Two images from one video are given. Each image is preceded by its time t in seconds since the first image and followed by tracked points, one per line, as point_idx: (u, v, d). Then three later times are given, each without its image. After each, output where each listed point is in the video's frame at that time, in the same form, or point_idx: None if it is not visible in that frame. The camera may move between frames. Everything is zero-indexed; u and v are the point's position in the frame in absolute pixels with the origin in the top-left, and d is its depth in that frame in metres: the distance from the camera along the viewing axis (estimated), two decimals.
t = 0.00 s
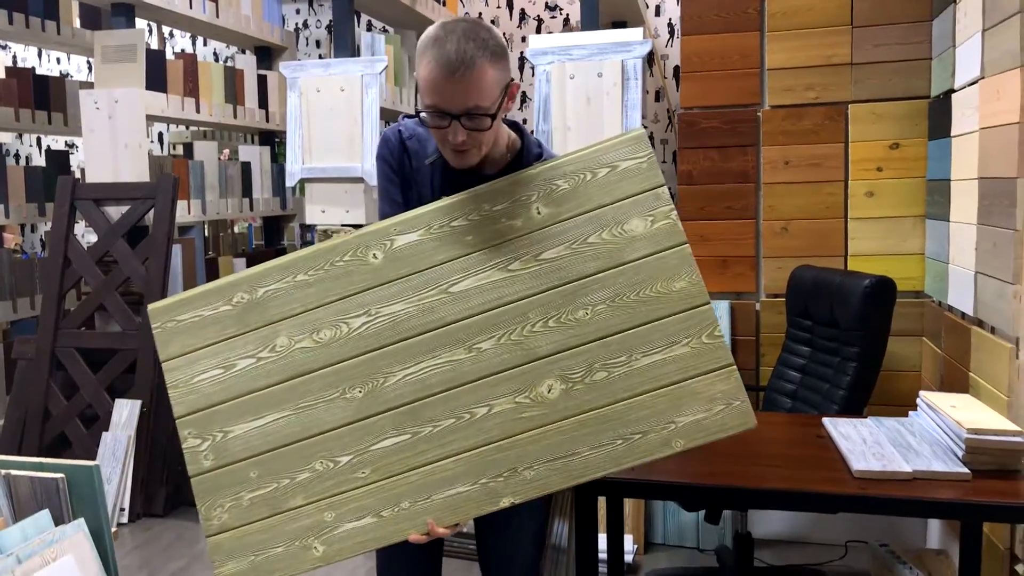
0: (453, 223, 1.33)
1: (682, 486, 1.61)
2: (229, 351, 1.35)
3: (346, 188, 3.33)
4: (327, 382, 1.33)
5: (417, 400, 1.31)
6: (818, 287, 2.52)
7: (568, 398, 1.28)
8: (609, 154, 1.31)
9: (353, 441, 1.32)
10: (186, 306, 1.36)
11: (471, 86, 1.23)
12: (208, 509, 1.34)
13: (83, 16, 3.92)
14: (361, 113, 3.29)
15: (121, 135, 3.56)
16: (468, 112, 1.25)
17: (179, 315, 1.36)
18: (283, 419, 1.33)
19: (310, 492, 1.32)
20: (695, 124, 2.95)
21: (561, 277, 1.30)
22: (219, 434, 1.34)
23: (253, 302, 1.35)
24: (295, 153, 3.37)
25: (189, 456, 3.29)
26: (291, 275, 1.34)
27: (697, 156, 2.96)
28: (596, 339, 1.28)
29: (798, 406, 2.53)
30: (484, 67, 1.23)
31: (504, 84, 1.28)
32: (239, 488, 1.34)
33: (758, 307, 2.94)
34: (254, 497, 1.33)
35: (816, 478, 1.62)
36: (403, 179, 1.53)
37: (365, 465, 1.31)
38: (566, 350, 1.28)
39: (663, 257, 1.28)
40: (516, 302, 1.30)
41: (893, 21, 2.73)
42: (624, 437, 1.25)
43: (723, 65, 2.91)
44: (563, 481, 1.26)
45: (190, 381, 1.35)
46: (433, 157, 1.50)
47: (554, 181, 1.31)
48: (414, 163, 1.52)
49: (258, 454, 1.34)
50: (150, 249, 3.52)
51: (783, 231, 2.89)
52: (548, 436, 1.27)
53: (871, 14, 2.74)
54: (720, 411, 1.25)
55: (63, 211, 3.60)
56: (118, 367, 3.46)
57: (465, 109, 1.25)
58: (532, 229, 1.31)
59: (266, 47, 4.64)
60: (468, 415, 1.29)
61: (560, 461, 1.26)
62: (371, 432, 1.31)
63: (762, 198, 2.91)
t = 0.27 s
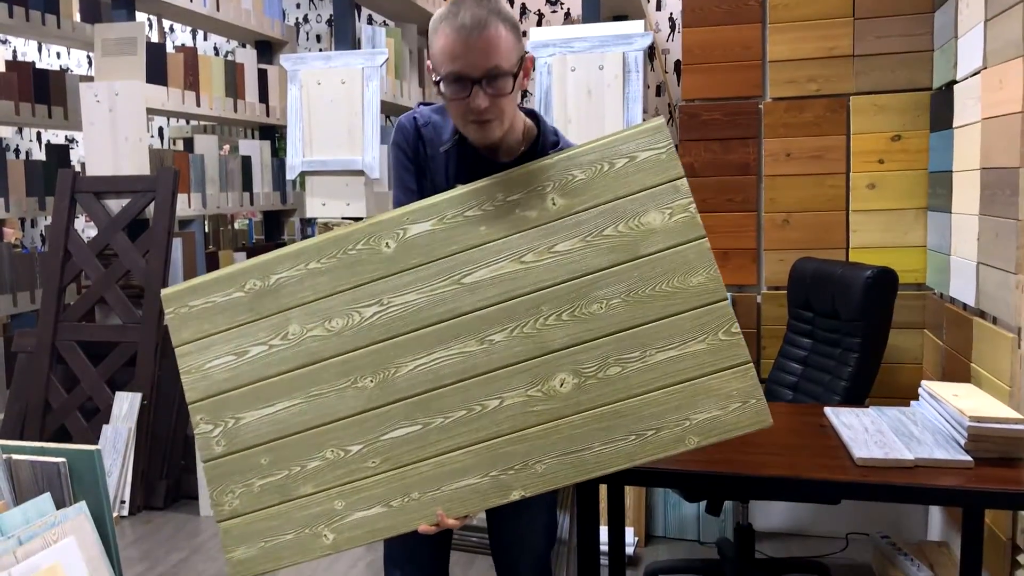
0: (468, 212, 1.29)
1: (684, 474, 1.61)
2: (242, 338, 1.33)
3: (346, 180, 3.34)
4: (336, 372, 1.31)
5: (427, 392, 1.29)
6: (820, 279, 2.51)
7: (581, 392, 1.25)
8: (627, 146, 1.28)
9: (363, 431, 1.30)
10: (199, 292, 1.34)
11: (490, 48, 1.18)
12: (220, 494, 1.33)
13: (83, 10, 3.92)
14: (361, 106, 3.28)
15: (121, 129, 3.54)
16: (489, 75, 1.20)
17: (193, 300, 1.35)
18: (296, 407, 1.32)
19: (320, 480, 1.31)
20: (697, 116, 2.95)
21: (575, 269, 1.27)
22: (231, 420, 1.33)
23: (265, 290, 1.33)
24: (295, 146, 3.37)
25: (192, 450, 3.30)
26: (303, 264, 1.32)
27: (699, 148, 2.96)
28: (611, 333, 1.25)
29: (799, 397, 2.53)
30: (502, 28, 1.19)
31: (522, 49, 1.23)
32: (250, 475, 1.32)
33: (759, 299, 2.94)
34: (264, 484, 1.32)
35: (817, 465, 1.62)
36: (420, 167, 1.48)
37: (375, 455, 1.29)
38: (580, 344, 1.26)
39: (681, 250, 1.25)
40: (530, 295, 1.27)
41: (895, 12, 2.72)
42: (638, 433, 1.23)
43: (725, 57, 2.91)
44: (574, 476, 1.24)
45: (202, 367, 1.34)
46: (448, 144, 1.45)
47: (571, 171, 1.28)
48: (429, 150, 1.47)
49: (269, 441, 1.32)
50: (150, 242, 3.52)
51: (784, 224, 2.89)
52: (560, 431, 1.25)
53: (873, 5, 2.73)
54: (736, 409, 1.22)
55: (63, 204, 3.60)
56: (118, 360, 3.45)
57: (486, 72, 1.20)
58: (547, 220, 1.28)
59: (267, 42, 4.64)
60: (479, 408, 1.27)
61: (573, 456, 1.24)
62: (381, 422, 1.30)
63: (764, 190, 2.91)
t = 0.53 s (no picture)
0: (480, 193, 1.29)
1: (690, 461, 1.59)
2: (243, 318, 1.32)
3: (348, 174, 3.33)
4: (343, 354, 1.31)
5: (438, 374, 1.30)
6: (825, 270, 2.50)
7: (593, 376, 1.28)
8: (644, 128, 1.27)
9: (370, 414, 1.31)
10: (197, 270, 1.32)
11: (507, 18, 1.25)
12: (219, 479, 1.33)
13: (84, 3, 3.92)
14: (363, 99, 3.26)
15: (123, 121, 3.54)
16: (506, 46, 1.26)
17: (190, 277, 1.33)
18: (299, 389, 1.31)
19: (326, 464, 1.32)
20: (699, 108, 2.94)
21: (588, 254, 1.28)
22: (231, 403, 1.32)
23: (268, 269, 1.31)
24: (297, 139, 3.36)
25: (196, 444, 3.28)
26: (309, 243, 1.31)
27: (702, 140, 2.94)
28: (624, 318, 1.27)
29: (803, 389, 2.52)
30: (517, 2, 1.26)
31: (536, 25, 1.30)
32: (251, 458, 1.32)
33: (763, 292, 2.93)
34: (266, 468, 1.32)
35: (825, 453, 1.60)
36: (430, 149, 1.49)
37: (383, 438, 1.31)
38: (593, 329, 1.28)
39: (696, 236, 1.26)
40: (543, 278, 1.28)
41: (899, 4, 2.71)
42: (650, 418, 1.27)
43: (728, 48, 2.89)
44: (586, 459, 1.28)
45: (202, 346, 1.32)
46: (461, 124, 1.47)
47: (586, 153, 1.28)
48: (441, 131, 1.49)
49: (270, 425, 1.32)
50: (151, 236, 3.51)
51: (787, 216, 2.88)
52: (572, 415, 1.27)
53: None
54: (748, 394, 1.26)
55: (64, 197, 3.58)
56: (119, 353, 3.44)
57: (503, 42, 1.26)
58: (562, 203, 1.28)
59: (268, 36, 4.63)
60: (491, 391, 1.29)
61: (586, 439, 1.27)
62: (389, 405, 1.31)
63: (767, 182, 2.90)
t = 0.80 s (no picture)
0: (489, 174, 1.29)
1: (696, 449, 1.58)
2: (246, 296, 1.32)
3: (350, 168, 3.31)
4: (347, 334, 1.31)
5: (444, 356, 1.30)
6: (829, 260, 2.49)
7: (601, 360, 1.27)
8: (656, 112, 1.26)
9: (373, 395, 1.31)
10: (201, 245, 1.32)
11: None
12: (218, 458, 1.33)
13: None
14: (364, 92, 3.25)
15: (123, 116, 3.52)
16: (514, 28, 1.29)
17: (192, 254, 1.33)
18: (301, 368, 1.32)
19: (328, 445, 1.32)
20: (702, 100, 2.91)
21: (596, 236, 1.27)
22: (232, 381, 1.32)
23: (273, 246, 1.31)
24: (298, 133, 3.34)
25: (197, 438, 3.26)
26: (316, 223, 1.31)
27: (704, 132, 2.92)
28: (633, 301, 1.27)
29: (807, 381, 2.51)
30: None
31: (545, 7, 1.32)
32: (252, 438, 1.32)
33: (766, 285, 2.91)
34: (267, 448, 1.32)
35: (832, 441, 1.59)
36: (436, 131, 1.49)
37: (387, 420, 1.31)
38: (601, 312, 1.27)
39: (708, 222, 1.25)
40: (552, 260, 1.28)
41: None
42: (658, 403, 1.26)
43: (732, 39, 2.87)
44: (591, 443, 1.28)
45: (204, 321, 1.33)
46: (468, 108, 1.46)
47: (597, 135, 1.27)
48: (447, 113, 1.48)
49: (273, 404, 1.32)
50: (151, 230, 3.49)
51: (791, 208, 2.86)
52: (579, 399, 1.27)
53: None
54: (756, 380, 1.25)
55: (64, 191, 3.57)
56: (120, 347, 3.43)
57: (512, 24, 1.29)
58: (572, 184, 1.28)
59: (268, 31, 4.62)
60: (497, 373, 1.29)
61: (592, 424, 1.27)
62: (392, 387, 1.31)
63: (770, 174, 2.89)
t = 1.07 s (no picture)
0: (491, 168, 1.27)
1: (701, 447, 1.56)
2: (246, 293, 1.30)
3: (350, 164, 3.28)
4: (348, 332, 1.29)
5: (446, 353, 1.28)
6: (833, 258, 2.47)
7: (606, 356, 1.26)
8: (661, 101, 1.24)
9: (376, 393, 1.29)
10: (197, 245, 1.30)
11: None
12: (222, 460, 1.31)
13: None
14: (365, 88, 3.23)
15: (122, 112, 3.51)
16: (519, 15, 1.30)
17: (189, 252, 1.31)
18: (303, 367, 1.30)
19: (331, 444, 1.30)
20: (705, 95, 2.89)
21: (601, 230, 1.26)
22: (233, 381, 1.30)
23: (272, 244, 1.29)
24: (298, 129, 3.32)
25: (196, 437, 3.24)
26: (315, 219, 1.29)
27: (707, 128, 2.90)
28: (638, 296, 1.25)
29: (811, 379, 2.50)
30: None
31: None
32: (255, 439, 1.31)
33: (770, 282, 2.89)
34: (270, 449, 1.30)
35: (839, 438, 1.57)
36: (439, 121, 1.48)
37: (390, 419, 1.29)
38: (606, 307, 1.26)
39: (714, 214, 1.23)
40: (555, 254, 1.26)
41: None
42: (664, 399, 1.24)
43: (735, 35, 2.85)
44: (598, 440, 1.26)
45: (204, 322, 1.31)
46: (471, 98, 1.46)
47: (602, 126, 1.25)
48: (450, 105, 1.48)
49: (276, 404, 1.30)
50: (150, 227, 3.47)
51: (794, 205, 2.85)
52: (583, 395, 1.26)
53: None
54: (765, 375, 1.23)
55: (63, 188, 3.55)
56: (119, 345, 3.41)
57: (516, 11, 1.29)
58: (575, 177, 1.26)
59: (268, 28, 4.60)
60: (501, 370, 1.27)
61: (598, 421, 1.25)
62: (395, 385, 1.29)
63: (773, 170, 2.87)
